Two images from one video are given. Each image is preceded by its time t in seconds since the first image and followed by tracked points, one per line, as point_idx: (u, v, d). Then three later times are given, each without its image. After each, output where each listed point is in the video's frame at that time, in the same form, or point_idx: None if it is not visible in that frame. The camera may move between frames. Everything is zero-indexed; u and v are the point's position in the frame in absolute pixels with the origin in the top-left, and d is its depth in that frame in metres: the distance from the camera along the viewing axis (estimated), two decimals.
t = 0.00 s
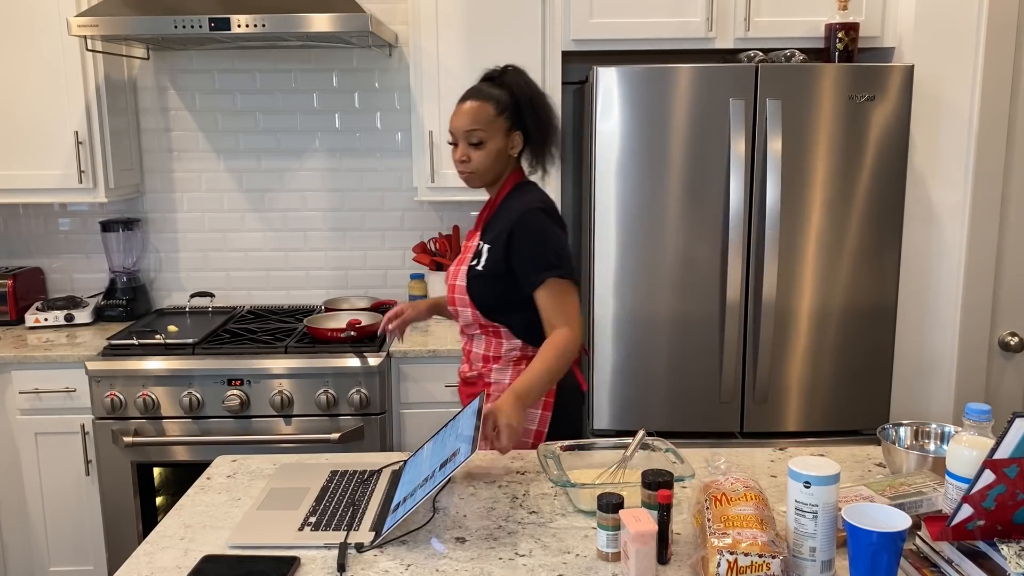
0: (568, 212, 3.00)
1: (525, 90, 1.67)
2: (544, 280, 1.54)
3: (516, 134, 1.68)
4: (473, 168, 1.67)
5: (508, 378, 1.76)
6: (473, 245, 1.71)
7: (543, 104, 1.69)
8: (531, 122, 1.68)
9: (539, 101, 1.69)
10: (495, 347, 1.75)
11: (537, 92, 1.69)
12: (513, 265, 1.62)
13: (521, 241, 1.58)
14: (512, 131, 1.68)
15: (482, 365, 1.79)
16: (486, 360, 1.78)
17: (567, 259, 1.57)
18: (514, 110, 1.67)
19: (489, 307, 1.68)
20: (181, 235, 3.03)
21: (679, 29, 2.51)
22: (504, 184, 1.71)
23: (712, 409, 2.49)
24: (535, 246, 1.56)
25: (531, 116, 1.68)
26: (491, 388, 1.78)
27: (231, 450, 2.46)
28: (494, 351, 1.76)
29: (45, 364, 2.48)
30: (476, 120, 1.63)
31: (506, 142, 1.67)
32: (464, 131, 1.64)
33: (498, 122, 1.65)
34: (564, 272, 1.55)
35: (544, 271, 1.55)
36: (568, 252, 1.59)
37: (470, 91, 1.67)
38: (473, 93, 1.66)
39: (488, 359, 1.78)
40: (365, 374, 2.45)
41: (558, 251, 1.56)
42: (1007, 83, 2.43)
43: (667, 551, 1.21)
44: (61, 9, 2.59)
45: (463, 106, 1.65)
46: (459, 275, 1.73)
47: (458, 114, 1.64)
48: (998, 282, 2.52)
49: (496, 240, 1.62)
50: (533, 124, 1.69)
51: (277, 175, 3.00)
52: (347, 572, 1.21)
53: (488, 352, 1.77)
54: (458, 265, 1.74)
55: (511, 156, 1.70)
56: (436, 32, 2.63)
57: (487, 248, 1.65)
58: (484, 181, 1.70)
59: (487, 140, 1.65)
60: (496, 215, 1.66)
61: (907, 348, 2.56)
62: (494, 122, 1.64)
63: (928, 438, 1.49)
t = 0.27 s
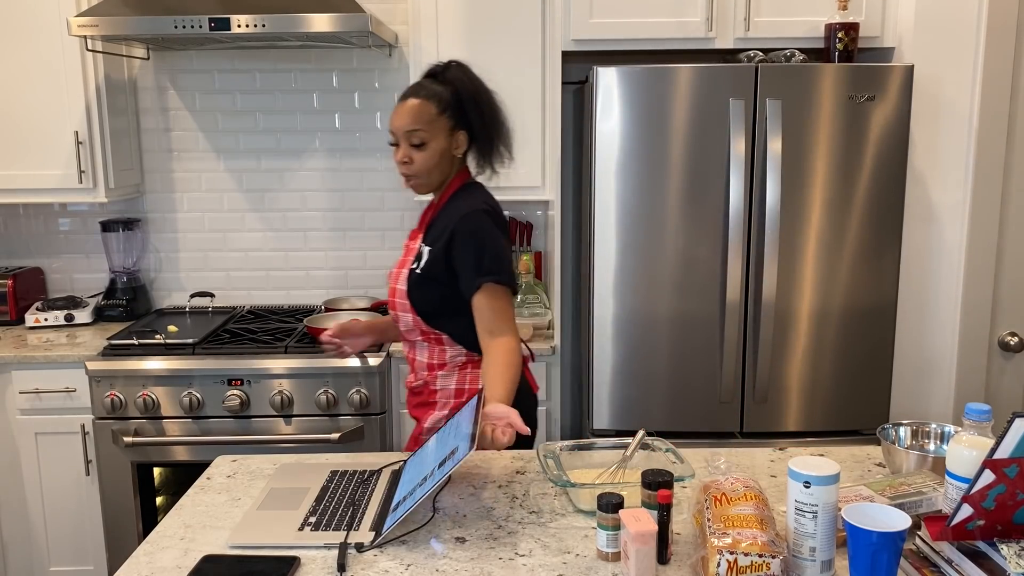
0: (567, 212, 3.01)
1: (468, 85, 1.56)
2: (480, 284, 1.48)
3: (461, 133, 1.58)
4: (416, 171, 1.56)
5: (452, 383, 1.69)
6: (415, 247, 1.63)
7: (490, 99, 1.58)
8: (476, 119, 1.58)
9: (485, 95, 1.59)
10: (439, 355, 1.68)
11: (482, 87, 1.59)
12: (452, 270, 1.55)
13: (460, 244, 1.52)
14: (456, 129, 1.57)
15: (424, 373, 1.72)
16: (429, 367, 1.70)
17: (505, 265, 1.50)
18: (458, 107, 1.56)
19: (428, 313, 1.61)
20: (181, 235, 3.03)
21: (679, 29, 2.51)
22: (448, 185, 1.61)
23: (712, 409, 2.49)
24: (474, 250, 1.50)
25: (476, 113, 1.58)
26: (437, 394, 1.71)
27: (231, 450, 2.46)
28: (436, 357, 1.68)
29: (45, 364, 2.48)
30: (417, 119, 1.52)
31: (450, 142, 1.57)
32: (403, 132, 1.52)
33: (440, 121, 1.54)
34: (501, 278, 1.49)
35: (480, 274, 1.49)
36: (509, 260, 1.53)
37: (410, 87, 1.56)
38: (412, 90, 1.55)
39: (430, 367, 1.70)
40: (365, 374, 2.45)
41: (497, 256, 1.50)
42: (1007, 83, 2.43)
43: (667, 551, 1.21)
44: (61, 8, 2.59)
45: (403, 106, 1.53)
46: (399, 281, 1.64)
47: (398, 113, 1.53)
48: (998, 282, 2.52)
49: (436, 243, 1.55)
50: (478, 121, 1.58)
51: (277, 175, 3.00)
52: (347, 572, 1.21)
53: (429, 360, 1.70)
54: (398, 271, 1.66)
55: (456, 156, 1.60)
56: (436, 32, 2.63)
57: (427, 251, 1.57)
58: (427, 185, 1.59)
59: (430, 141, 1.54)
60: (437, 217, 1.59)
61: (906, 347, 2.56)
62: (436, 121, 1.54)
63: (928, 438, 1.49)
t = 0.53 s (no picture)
0: (567, 212, 3.01)
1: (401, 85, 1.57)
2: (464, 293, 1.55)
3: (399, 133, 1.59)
4: (357, 181, 1.57)
5: (430, 393, 1.72)
6: (384, 261, 1.64)
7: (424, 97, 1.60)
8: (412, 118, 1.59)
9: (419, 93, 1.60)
10: (415, 366, 1.72)
11: (414, 83, 1.60)
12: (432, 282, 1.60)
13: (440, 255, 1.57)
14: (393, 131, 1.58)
15: (398, 386, 1.74)
16: (404, 380, 1.73)
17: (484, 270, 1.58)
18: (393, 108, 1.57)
19: (407, 325, 1.65)
20: (181, 235, 3.03)
21: (679, 29, 2.51)
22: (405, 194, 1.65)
23: (712, 409, 2.49)
24: (458, 258, 1.57)
25: (410, 111, 1.58)
26: (413, 406, 1.74)
27: (231, 450, 2.46)
28: (412, 369, 1.72)
29: (45, 364, 2.48)
30: (353, 126, 1.52)
31: (389, 146, 1.58)
32: (341, 141, 1.52)
33: (375, 125, 1.55)
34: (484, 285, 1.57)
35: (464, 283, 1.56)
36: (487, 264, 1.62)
37: (339, 94, 1.56)
38: (345, 96, 1.54)
39: (405, 379, 1.73)
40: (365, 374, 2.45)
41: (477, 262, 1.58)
42: (1007, 83, 2.43)
43: (667, 551, 1.21)
44: (61, 8, 2.59)
45: (335, 113, 1.53)
46: (371, 298, 1.65)
47: (330, 123, 1.52)
48: (998, 282, 2.52)
49: (412, 254, 1.60)
50: (415, 119, 1.59)
51: (277, 175, 3.00)
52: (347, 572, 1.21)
53: (404, 372, 1.73)
54: (366, 288, 1.66)
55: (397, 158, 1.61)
56: (436, 32, 2.63)
57: (404, 262, 1.61)
58: (372, 191, 1.60)
59: (368, 147, 1.55)
60: (406, 228, 1.63)
61: (906, 348, 2.56)
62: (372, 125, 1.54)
63: (928, 438, 1.49)
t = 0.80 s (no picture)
0: (567, 212, 3.01)
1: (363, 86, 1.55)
2: (441, 301, 1.57)
3: (365, 135, 1.58)
4: (324, 186, 1.55)
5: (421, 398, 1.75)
6: (359, 270, 1.64)
7: (388, 96, 1.58)
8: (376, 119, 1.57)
9: (383, 93, 1.58)
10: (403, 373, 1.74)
11: (378, 83, 1.58)
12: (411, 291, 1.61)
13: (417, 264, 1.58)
14: (359, 132, 1.56)
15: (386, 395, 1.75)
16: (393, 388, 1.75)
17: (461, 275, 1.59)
18: (356, 109, 1.55)
19: (390, 333, 1.66)
20: (182, 235, 3.03)
21: (679, 29, 2.51)
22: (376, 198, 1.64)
23: (713, 409, 2.49)
24: (435, 266, 1.58)
25: (374, 111, 1.57)
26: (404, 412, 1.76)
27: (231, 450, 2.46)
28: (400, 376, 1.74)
29: (45, 364, 2.48)
30: (316, 130, 1.51)
31: (354, 148, 1.56)
32: (306, 147, 1.51)
33: (338, 127, 1.53)
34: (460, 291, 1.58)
35: (441, 292, 1.57)
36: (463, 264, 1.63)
37: (301, 99, 1.54)
38: (307, 100, 1.52)
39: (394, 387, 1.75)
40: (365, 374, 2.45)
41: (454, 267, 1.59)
42: (1007, 83, 2.43)
43: (667, 551, 1.21)
44: (61, 8, 2.59)
45: (298, 118, 1.51)
46: (349, 308, 1.65)
47: (293, 128, 1.51)
48: (998, 282, 2.52)
49: (389, 261, 1.60)
50: (379, 119, 1.58)
51: (277, 175, 3.00)
52: (318, 571, 1.21)
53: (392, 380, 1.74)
54: (343, 298, 1.65)
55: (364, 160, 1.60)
56: (436, 33, 2.63)
57: (381, 271, 1.61)
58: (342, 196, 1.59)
59: (331, 150, 1.53)
60: (379, 237, 1.62)
61: (906, 347, 2.56)
62: (336, 127, 1.53)
63: (928, 438, 1.49)
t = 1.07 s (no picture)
0: (567, 212, 3.01)
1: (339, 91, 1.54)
2: (425, 302, 1.59)
3: (341, 141, 1.56)
4: (302, 194, 1.52)
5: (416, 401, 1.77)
6: (351, 280, 1.62)
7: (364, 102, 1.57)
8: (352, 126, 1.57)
9: (358, 100, 1.57)
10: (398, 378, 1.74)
11: (351, 87, 1.57)
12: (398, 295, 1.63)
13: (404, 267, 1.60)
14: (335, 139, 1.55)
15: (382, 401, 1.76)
16: (388, 393, 1.75)
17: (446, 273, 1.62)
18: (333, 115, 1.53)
19: (383, 337, 1.68)
20: (182, 235, 3.03)
21: (678, 29, 2.51)
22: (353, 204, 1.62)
23: (713, 409, 2.49)
24: (421, 266, 1.60)
25: (351, 117, 1.56)
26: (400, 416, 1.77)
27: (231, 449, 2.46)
28: (395, 381, 1.74)
29: (45, 364, 2.48)
30: (294, 137, 1.48)
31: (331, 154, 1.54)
32: (284, 152, 1.48)
33: (316, 133, 1.51)
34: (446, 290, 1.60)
35: (428, 292, 1.59)
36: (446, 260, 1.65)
37: (271, 106, 1.50)
38: (281, 106, 1.49)
39: (389, 393, 1.75)
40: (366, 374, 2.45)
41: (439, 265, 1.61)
42: (1007, 82, 2.43)
43: (667, 551, 1.21)
44: (61, 8, 2.59)
45: (273, 124, 1.47)
46: (347, 319, 1.64)
47: (269, 134, 1.47)
48: (998, 281, 2.52)
49: (379, 267, 1.61)
50: (355, 126, 1.57)
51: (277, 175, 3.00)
52: (312, 570, 1.22)
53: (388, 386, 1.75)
54: (339, 311, 1.64)
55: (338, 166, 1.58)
56: (436, 33, 2.63)
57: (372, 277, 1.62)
58: (319, 204, 1.56)
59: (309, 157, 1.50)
60: (361, 243, 1.62)
61: (906, 347, 2.56)
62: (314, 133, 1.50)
63: (928, 438, 1.49)
